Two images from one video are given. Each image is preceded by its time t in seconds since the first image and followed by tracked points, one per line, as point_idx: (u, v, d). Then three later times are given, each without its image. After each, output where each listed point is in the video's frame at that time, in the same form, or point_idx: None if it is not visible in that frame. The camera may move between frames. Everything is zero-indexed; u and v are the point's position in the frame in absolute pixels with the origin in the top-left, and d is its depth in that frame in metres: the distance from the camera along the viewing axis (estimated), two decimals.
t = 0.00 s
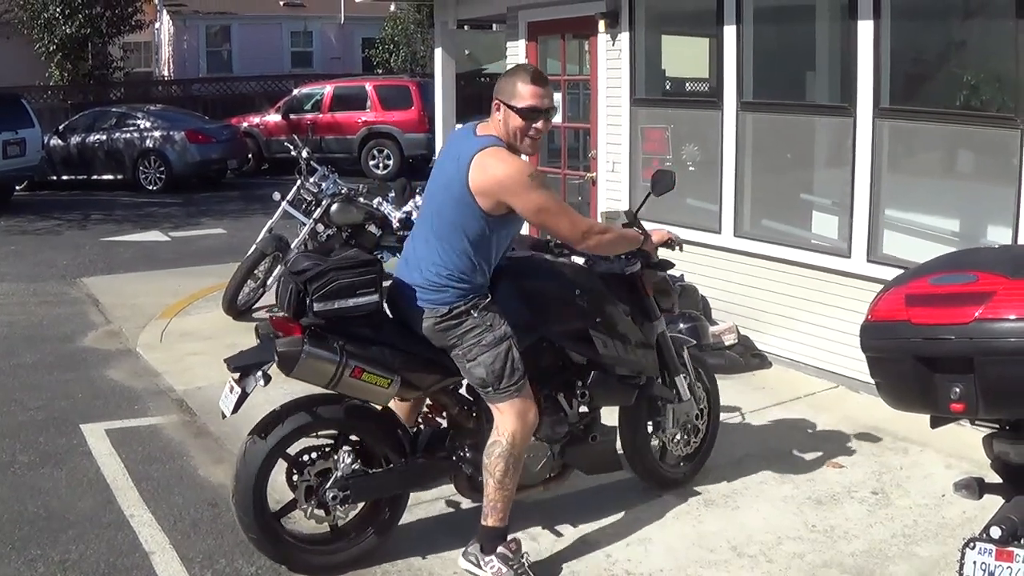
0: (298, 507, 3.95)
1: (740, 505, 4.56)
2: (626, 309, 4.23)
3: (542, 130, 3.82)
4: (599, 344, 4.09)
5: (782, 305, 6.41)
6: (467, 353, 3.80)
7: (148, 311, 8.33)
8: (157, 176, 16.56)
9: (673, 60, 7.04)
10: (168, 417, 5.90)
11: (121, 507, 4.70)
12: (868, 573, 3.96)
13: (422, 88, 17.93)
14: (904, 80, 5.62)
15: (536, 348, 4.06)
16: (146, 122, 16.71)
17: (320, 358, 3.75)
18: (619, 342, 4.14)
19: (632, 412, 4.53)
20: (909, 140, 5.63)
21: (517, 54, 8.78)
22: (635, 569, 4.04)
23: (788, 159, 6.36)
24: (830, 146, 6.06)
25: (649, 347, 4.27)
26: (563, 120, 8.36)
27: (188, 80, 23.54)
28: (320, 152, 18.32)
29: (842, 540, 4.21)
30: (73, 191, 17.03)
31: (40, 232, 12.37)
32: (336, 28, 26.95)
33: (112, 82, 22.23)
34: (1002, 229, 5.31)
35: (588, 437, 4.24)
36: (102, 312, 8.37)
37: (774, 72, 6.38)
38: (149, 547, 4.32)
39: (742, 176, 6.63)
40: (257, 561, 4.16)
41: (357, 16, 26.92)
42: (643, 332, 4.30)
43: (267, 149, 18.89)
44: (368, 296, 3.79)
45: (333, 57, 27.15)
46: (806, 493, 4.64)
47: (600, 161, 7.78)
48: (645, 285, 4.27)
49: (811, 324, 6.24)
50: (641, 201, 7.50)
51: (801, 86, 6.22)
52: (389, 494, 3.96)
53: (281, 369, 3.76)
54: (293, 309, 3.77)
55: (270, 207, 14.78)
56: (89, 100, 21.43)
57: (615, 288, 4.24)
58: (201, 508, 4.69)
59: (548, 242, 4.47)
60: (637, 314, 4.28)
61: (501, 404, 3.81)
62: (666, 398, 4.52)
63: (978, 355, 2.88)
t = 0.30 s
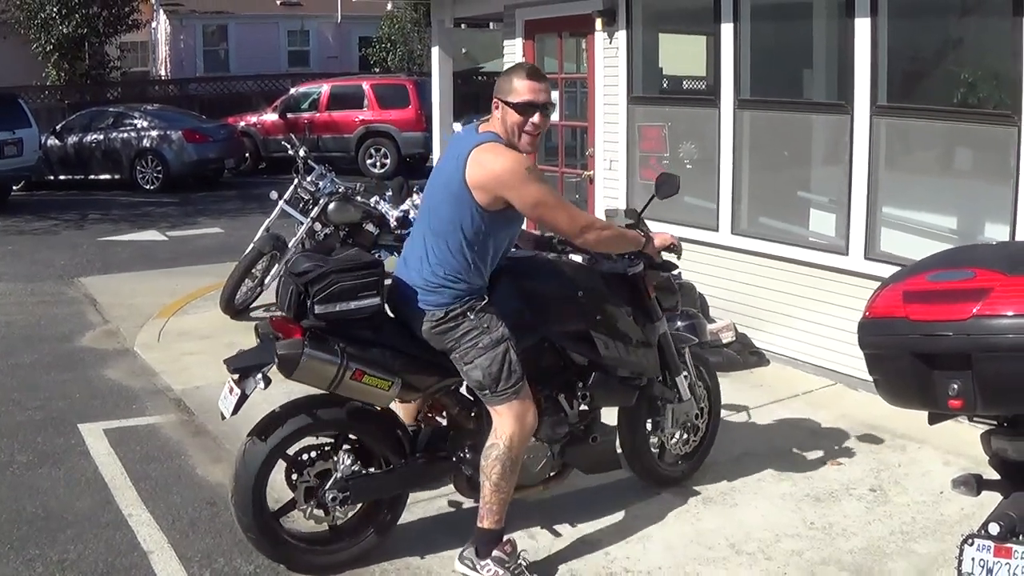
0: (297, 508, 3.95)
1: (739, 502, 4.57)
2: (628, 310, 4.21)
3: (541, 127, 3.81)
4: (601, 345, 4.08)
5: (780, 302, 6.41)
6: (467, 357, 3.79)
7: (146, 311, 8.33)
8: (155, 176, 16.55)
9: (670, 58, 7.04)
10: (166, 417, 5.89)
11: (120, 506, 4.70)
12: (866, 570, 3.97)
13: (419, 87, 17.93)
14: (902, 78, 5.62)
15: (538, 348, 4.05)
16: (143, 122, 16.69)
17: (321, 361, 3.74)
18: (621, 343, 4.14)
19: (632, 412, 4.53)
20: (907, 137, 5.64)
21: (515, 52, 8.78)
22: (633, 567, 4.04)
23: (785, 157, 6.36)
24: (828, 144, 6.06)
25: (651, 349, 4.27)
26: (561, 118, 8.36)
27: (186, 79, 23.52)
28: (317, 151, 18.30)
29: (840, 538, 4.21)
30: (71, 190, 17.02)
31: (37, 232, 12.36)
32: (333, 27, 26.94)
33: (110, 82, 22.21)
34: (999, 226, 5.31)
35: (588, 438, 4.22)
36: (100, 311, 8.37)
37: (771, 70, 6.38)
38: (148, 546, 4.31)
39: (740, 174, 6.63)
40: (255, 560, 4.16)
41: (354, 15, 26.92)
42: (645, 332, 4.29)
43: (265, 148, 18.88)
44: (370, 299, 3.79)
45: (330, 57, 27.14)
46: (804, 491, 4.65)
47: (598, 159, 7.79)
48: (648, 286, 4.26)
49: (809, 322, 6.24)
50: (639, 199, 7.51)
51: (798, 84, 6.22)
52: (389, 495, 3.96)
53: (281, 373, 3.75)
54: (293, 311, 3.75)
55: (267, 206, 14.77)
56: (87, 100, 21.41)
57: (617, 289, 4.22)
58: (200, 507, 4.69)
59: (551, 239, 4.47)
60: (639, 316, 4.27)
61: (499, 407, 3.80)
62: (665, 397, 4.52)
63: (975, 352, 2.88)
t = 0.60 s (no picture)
0: (297, 509, 3.95)
1: (737, 500, 4.57)
2: (630, 313, 4.20)
3: (540, 126, 3.81)
4: (602, 349, 4.10)
5: (778, 300, 6.42)
6: (467, 361, 3.79)
7: (143, 312, 8.32)
8: (152, 177, 16.53)
9: (667, 57, 7.05)
10: (165, 418, 5.89)
11: (118, 507, 4.70)
12: (865, 567, 3.97)
13: (416, 86, 17.94)
14: (898, 75, 5.63)
15: (540, 352, 4.05)
16: (140, 123, 16.67)
17: (322, 368, 3.72)
18: (622, 346, 4.15)
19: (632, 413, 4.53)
20: (903, 134, 5.64)
21: (511, 52, 8.78)
22: (633, 565, 4.04)
23: (782, 154, 6.37)
24: (825, 141, 6.07)
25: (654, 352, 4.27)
26: (557, 117, 8.36)
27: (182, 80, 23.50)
28: (314, 151, 18.30)
29: (839, 535, 4.22)
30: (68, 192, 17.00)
31: (34, 234, 12.34)
32: (329, 27, 26.92)
33: (106, 83, 22.18)
34: (996, 223, 5.31)
35: (589, 440, 4.22)
36: (97, 313, 8.36)
37: (767, 68, 6.38)
38: (146, 547, 4.31)
39: (737, 172, 6.63)
40: (254, 561, 4.16)
41: (351, 16, 26.91)
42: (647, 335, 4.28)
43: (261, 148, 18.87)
44: (371, 305, 3.79)
45: (326, 57, 27.11)
46: (803, 488, 4.65)
47: (594, 158, 7.79)
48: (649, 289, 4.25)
49: (806, 320, 6.25)
50: (636, 198, 7.50)
51: (794, 81, 6.23)
52: (388, 498, 3.97)
53: (282, 379, 3.73)
54: (294, 315, 3.75)
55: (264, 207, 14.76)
56: (83, 101, 21.39)
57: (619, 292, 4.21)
58: (198, 507, 4.69)
59: (553, 238, 4.39)
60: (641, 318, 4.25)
61: (501, 410, 3.80)
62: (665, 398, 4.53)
63: (972, 348, 2.88)
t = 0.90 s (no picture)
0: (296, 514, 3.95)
1: (735, 501, 4.58)
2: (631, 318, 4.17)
3: (540, 125, 3.81)
4: (603, 354, 4.09)
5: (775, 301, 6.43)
6: (462, 365, 3.79)
7: (140, 315, 8.32)
8: (148, 180, 16.52)
9: (662, 58, 7.05)
10: (163, 421, 5.89)
11: (116, 511, 4.69)
12: (863, 567, 3.97)
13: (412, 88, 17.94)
14: (893, 75, 5.63)
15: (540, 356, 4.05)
16: (136, 126, 16.66)
17: (322, 373, 3.73)
18: (624, 351, 4.14)
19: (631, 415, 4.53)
20: (899, 134, 5.65)
21: (507, 54, 8.79)
22: (631, 567, 4.05)
23: (778, 154, 6.37)
24: (820, 142, 6.07)
25: (655, 357, 4.24)
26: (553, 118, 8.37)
27: (178, 83, 23.48)
28: (311, 154, 18.29)
29: (837, 535, 4.22)
30: (64, 195, 16.99)
31: (31, 237, 12.33)
32: (326, 29, 26.93)
33: (102, 86, 22.16)
34: (992, 223, 5.31)
35: (588, 444, 4.21)
36: (94, 316, 8.35)
37: (762, 70, 6.39)
38: (144, 551, 4.31)
39: (733, 173, 6.64)
40: (252, 563, 4.16)
41: (347, 18, 26.92)
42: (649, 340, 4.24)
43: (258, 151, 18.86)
44: (371, 311, 3.77)
45: (323, 59, 27.11)
46: (800, 488, 4.65)
47: (590, 160, 7.80)
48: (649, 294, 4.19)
49: (803, 321, 6.25)
50: (633, 201, 7.52)
51: (789, 82, 6.23)
52: (388, 503, 3.97)
53: (281, 385, 3.73)
54: (293, 319, 3.76)
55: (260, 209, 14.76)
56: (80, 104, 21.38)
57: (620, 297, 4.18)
58: (197, 510, 4.69)
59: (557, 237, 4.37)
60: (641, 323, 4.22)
61: (498, 412, 3.80)
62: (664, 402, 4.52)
63: (968, 347, 2.89)
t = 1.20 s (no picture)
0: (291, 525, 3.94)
1: (730, 509, 4.58)
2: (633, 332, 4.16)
3: (533, 135, 3.80)
4: (603, 367, 4.08)
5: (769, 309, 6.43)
6: (457, 374, 3.79)
7: (133, 325, 8.29)
8: (141, 190, 16.49)
9: (655, 66, 7.07)
10: (157, 431, 5.86)
11: (110, 522, 4.67)
12: None
13: (404, 97, 17.95)
14: (886, 82, 5.65)
15: (539, 368, 4.04)
16: (128, 135, 16.64)
17: (320, 387, 3.73)
18: (624, 364, 4.14)
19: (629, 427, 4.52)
20: (892, 142, 5.66)
21: (500, 63, 8.81)
22: None
23: (771, 162, 6.38)
24: (813, 149, 6.08)
25: (656, 371, 4.24)
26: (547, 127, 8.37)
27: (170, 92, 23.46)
28: (303, 163, 18.28)
29: (832, 543, 4.22)
30: (56, 204, 16.95)
31: (23, 247, 12.29)
32: (318, 39, 26.97)
33: (94, 95, 22.13)
34: (986, 229, 5.32)
35: (586, 455, 4.21)
36: (87, 326, 8.32)
37: (754, 78, 6.41)
38: (139, 562, 4.29)
39: (726, 180, 6.65)
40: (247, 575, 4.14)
41: (339, 27, 26.95)
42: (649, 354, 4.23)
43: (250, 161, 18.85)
44: (370, 324, 3.77)
45: (315, 68, 27.11)
46: (796, 497, 4.66)
47: (583, 168, 7.81)
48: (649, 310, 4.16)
49: (798, 329, 6.26)
50: (624, 211, 7.50)
51: (782, 89, 6.25)
52: (384, 515, 3.96)
53: (278, 398, 3.73)
54: (292, 332, 3.76)
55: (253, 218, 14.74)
56: (72, 114, 21.34)
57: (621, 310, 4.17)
58: (191, 521, 4.67)
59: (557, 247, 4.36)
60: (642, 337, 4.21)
61: (493, 421, 3.78)
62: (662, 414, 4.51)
63: (964, 356, 2.89)
